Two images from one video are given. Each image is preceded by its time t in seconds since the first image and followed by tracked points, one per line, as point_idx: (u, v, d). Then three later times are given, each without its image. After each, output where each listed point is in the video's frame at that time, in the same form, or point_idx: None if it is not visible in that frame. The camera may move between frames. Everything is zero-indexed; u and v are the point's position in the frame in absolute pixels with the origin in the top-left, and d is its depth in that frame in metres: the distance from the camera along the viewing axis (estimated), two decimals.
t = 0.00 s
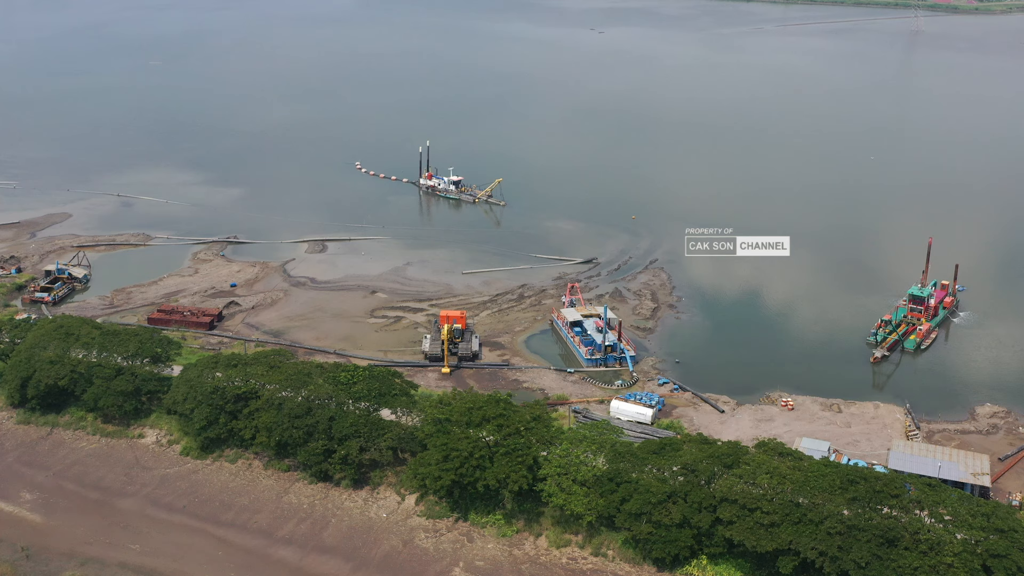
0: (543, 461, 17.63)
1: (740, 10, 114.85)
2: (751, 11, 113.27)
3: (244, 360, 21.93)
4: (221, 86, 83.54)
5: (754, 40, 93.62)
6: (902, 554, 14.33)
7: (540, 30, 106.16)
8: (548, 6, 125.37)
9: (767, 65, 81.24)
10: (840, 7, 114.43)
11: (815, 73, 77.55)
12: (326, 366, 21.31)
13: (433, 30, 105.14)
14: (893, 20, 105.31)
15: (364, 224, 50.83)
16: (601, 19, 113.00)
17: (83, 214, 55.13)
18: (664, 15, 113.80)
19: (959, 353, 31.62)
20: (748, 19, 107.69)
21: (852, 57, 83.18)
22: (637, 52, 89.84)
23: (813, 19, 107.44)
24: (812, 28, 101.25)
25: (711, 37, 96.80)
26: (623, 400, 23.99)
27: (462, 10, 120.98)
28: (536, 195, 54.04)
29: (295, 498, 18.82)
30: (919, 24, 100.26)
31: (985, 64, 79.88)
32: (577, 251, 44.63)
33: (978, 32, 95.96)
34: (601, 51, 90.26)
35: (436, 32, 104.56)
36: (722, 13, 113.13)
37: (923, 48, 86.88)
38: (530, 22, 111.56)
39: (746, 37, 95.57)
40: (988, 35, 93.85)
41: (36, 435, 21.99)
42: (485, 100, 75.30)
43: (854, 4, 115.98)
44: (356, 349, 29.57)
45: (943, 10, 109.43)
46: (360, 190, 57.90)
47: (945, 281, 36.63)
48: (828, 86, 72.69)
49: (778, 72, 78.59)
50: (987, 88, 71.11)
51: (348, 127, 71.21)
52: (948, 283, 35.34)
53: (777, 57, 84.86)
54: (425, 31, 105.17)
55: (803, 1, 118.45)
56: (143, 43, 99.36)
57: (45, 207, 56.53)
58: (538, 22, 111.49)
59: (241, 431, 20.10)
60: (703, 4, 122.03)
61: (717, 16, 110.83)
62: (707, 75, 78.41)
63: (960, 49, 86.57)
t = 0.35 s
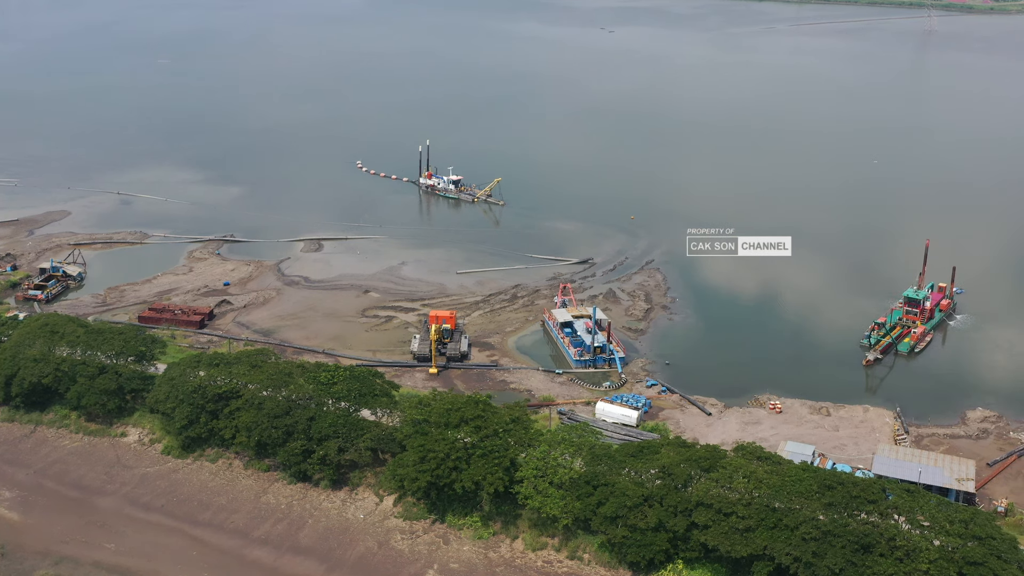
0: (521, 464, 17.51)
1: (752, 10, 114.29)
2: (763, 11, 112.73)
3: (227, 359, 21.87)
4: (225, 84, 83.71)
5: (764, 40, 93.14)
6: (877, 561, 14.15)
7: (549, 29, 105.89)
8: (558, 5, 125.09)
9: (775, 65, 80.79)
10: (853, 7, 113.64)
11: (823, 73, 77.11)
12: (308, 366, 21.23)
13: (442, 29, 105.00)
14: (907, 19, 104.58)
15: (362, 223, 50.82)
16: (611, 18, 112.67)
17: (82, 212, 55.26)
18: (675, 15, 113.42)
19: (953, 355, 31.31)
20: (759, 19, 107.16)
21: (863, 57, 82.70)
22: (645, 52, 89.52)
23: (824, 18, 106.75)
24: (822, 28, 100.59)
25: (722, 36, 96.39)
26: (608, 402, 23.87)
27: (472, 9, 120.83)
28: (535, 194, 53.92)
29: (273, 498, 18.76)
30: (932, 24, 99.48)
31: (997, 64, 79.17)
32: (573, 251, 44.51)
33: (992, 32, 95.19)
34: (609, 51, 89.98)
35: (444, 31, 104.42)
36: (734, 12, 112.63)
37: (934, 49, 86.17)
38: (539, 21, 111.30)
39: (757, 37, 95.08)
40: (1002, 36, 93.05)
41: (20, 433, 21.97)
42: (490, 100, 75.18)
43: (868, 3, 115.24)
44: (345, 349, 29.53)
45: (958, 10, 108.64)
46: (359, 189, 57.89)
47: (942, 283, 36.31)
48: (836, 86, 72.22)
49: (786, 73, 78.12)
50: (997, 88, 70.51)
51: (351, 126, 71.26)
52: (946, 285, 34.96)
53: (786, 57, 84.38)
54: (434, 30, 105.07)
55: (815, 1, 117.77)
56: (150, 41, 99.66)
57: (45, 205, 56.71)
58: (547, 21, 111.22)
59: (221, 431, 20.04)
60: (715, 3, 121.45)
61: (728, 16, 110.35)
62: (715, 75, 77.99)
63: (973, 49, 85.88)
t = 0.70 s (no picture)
0: (501, 465, 17.41)
1: (764, 10, 113.84)
2: (775, 11, 112.33)
3: (212, 358, 21.86)
4: (230, 83, 83.88)
5: (775, 40, 92.72)
6: (855, 567, 13.99)
7: (559, 28, 105.73)
8: (568, 4, 124.85)
9: (783, 65, 80.39)
10: (865, 7, 113.03)
11: (832, 73, 76.69)
12: (292, 366, 21.19)
13: (450, 29, 105.05)
14: (920, 19, 104.04)
15: (361, 222, 50.81)
16: (621, 17, 112.44)
17: (83, 210, 55.40)
18: (686, 14, 113.06)
19: (948, 358, 31.04)
20: (770, 19, 106.69)
21: (873, 57, 82.30)
22: (654, 51, 89.38)
23: (836, 18, 106.18)
24: (833, 28, 99.98)
25: (732, 36, 96.01)
26: (596, 403, 23.74)
27: (481, 8, 120.81)
28: (536, 194, 53.83)
29: (254, 498, 18.71)
30: (945, 24, 98.90)
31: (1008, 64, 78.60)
32: (571, 251, 44.39)
33: (1005, 32, 94.57)
34: (617, 50, 89.83)
35: (453, 30, 104.43)
36: (745, 12, 112.30)
37: (945, 49, 85.55)
38: (548, 21, 111.05)
39: (767, 37, 94.75)
40: (1015, 36, 92.42)
41: (6, 431, 21.98)
42: (494, 99, 75.11)
43: (880, 3, 114.68)
44: (336, 349, 29.48)
45: (972, 10, 108.02)
46: (360, 188, 57.90)
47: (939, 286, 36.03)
48: (844, 86, 71.79)
49: (794, 72, 77.72)
50: (1006, 89, 70.00)
51: (354, 125, 71.32)
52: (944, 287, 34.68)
53: (796, 56, 83.94)
54: (443, 29, 104.99)
55: (828, 1, 117.25)
56: (158, 40, 99.99)
57: (46, 202, 56.88)
58: (557, 21, 110.98)
59: (204, 430, 19.99)
60: (726, 3, 120.99)
61: (739, 15, 110.01)
62: (723, 74, 77.66)
63: (985, 49, 85.34)
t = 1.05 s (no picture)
0: (480, 467, 17.31)
1: (781, 10, 113.08)
2: (790, 11, 111.79)
3: (198, 357, 21.86)
4: (239, 82, 84.14)
5: (789, 40, 92.15)
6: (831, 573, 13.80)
7: (569, 27, 105.77)
8: (582, 4, 124.52)
9: (796, 65, 79.85)
10: (882, 8, 112.12)
11: (844, 73, 76.05)
12: (278, 364, 21.16)
13: (463, 28, 105.05)
14: (937, 19, 103.23)
15: (362, 221, 50.83)
16: (635, 17, 112.15)
17: (86, 207, 55.65)
18: (701, 13, 112.49)
19: (946, 361, 30.70)
20: (786, 19, 106.01)
21: (887, 57, 81.72)
22: (667, 50, 89.03)
23: (851, 18, 105.36)
24: (848, 28, 99.20)
25: (747, 36, 95.56)
26: (585, 405, 23.62)
27: (494, 7, 120.71)
28: (539, 193, 53.70)
29: (235, 497, 18.67)
30: (962, 24, 98.09)
31: None
32: (571, 251, 44.25)
33: None
34: (629, 50, 89.56)
35: (465, 29, 104.39)
36: (760, 12, 111.81)
37: (961, 50, 84.70)
38: (561, 20, 110.76)
39: (782, 36, 94.25)
40: None
41: None
42: (502, 98, 74.99)
43: (897, 4, 113.93)
44: (328, 348, 29.45)
45: (991, 10, 107.09)
46: (363, 187, 57.92)
47: (939, 289, 35.66)
48: (855, 87, 71.18)
49: (805, 73, 77.15)
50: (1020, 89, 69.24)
51: (360, 124, 71.37)
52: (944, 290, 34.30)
53: (809, 57, 83.34)
54: (454, 28, 104.93)
55: (844, 1, 116.58)
56: (169, 38, 100.49)
57: (51, 199, 57.20)
58: (570, 20, 110.69)
59: (188, 429, 19.96)
60: (741, 3, 120.36)
61: (754, 15, 109.52)
62: (734, 74, 77.19)
63: (1002, 49, 84.52)
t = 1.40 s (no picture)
0: (461, 469, 17.22)
1: (796, 10, 112.41)
2: (804, 10, 111.09)
3: (186, 356, 21.86)
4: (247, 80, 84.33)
5: (803, 40, 91.66)
6: None
7: (588, 27, 104.57)
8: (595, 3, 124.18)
9: (808, 65, 79.32)
10: (898, 8, 111.31)
11: (855, 73, 75.52)
12: (264, 364, 21.12)
13: (474, 27, 104.96)
14: (954, 19, 102.33)
15: (363, 220, 50.81)
16: (648, 16, 111.73)
17: (90, 205, 55.89)
18: (716, 13, 111.93)
19: (944, 365, 30.37)
20: (801, 19, 105.42)
21: (900, 57, 81.06)
22: (678, 49, 88.68)
23: (866, 18, 104.65)
24: (863, 28, 98.46)
25: (760, 35, 95.05)
26: (574, 407, 23.49)
27: (508, 6, 120.49)
28: (541, 193, 53.56)
29: (218, 496, 18.64)
30: (979, 24, 97.16)
31: None
32: (571, 251, 44.11)
33: None
34: (641, 49, 89.25)
35: (476, 28, 104.27)
36: (775, 11, 111.20)
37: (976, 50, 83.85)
38: (573, 19, 110.50)
39: (795, 36, 93.69)
40: None
41: None
42: (509, 97, 74.84)
43: (914, 4, 112.99)
44: (321, 347, 29.43)
45: (1009, 10, 106.05)
46: (365, 185, 57.92)
47: (940, 291, 35.32)
48: (866, 87, 70.61)
49: (816, 72, 76.62)
50: None
51: (366, 122, 71.41)
52: (946, 294, 34.00)
53: (822, 56, 82.81)
54: (466, 27, 104.86)
55: (860, 1, 115.73)
56: (180, 37, 100.88)
57: (55, 197, 57.50)
58: (583, 19, 110.40)
59: (173, 427, 19.93)
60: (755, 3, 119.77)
61: (768, 15, 108.90)
62: (745, 74, 76.75)
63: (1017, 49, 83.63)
